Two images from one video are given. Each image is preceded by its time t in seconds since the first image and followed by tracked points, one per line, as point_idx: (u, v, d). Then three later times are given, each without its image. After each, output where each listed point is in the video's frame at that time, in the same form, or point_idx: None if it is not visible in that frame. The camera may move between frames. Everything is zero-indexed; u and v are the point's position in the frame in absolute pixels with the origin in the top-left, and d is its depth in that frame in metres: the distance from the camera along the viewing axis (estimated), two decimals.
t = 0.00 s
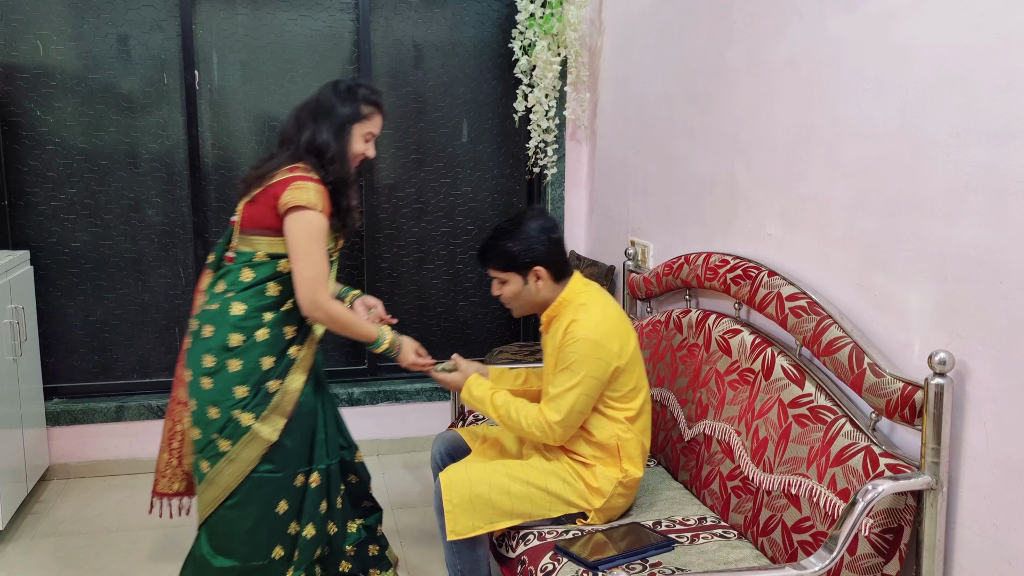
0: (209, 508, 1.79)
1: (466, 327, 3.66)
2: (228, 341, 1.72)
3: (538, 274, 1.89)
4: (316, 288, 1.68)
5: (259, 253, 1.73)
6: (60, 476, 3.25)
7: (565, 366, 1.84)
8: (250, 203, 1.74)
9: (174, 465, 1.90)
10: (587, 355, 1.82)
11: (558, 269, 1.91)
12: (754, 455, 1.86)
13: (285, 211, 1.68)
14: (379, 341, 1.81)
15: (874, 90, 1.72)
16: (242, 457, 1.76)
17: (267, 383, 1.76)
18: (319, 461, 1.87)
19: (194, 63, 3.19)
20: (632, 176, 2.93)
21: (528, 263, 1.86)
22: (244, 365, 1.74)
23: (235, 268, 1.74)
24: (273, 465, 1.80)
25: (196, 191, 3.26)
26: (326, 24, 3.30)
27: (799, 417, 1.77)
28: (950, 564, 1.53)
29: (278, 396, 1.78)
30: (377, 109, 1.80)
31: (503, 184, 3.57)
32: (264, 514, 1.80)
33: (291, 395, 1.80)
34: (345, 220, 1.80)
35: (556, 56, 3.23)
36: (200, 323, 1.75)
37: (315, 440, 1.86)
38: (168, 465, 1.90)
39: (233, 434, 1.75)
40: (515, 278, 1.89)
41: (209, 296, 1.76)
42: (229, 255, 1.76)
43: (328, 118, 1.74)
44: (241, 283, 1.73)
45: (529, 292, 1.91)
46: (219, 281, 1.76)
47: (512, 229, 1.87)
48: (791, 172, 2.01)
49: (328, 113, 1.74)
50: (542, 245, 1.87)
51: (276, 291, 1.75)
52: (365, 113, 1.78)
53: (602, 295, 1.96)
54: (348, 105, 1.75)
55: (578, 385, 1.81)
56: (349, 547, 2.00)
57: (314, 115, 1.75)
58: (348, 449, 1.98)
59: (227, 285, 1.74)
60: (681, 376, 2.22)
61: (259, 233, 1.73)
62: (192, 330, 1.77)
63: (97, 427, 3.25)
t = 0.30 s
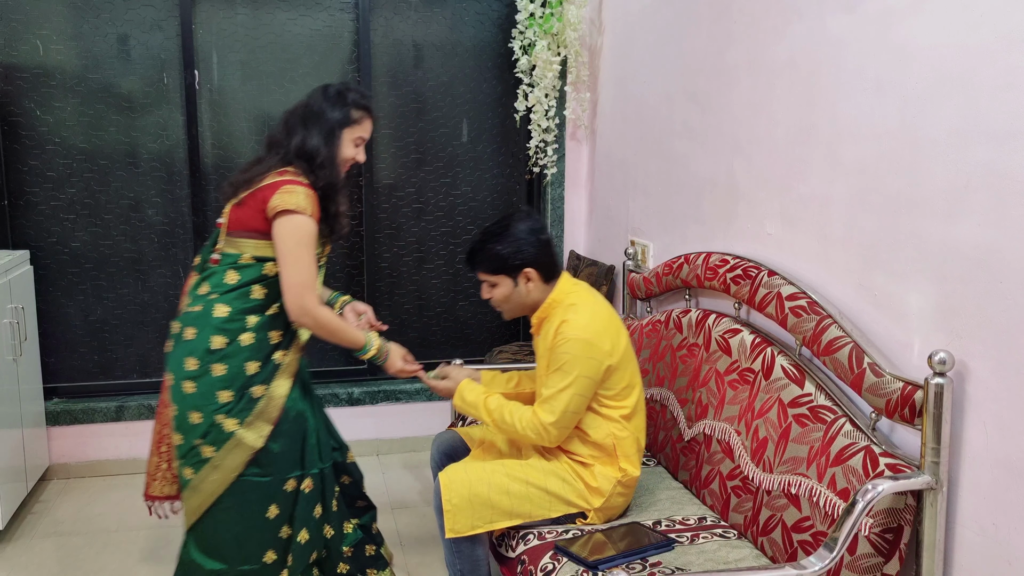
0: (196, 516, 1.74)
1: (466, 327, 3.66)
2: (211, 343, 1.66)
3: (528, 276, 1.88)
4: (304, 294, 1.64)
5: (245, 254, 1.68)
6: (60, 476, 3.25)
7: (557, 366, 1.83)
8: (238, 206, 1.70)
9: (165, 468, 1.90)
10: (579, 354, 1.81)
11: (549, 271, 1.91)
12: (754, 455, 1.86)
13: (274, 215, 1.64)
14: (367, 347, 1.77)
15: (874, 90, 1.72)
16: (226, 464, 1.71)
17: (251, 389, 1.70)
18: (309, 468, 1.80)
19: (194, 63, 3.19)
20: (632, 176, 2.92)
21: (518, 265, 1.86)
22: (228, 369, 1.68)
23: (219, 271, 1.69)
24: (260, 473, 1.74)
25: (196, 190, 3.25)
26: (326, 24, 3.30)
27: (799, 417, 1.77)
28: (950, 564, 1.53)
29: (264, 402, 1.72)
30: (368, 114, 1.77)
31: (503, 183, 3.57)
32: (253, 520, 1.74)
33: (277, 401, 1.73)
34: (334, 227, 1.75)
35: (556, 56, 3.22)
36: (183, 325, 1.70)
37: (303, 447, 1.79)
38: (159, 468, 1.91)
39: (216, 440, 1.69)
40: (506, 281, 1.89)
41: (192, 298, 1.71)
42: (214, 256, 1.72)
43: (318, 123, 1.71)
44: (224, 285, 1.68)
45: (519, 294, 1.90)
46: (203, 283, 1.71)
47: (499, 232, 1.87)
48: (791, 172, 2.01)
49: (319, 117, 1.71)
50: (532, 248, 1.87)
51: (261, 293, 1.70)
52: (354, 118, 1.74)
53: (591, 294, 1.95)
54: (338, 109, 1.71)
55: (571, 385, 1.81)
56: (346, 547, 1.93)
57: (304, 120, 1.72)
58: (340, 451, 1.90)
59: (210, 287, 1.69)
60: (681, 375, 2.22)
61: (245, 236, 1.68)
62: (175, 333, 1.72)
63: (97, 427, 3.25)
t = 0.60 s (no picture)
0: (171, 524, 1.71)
1: (466, 327, 3.66)
2: (185, 347, 1.64)
3: (510, 281, 1.85)
4: (286, 301, 1.62)
5: (222, 257, 1.67)
6: (60, 476, 3.24)
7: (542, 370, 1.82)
8: (219, 211, 1.68)
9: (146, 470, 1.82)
10: (563, 356, 1.81)
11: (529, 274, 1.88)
12: (754, 455, 1.86)
13: (257, 220, 1.63)
14: (348, 357, 1.75)
15: (874, 89, 1.72)
16: (200, 472, 1.67)
17: (226, 395, 1.67)
18: (287, 476, 1.76)
19: (194, 63, 3.19)
20: (632, 176, 2.92)
21: (500, 271, 1.82)
22: (202, 374, 1.65)
23: (196, 273, 1.67)
24: (235, 480, 1.71)
25: (196, 190, 3.25)
26: (326, 24, 3.30)
27: (799, 417, 1.76)
28: (950, 564, 1.53)
29: (239, 409, 1.69)
30: (355, 122, 1.78)
31: (503, 183, 3.57)
32: (236, 525, 1.72)
33: (252, 409, 1.70)
34: (315, 235, 1.76)
35: (556, 56, 3.22)
36: (156, 329, 1.67)
37: (280, 454, 1.75)
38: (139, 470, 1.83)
39: (189, 446, 1.66)
40: (488, 288, 1.85)
41: (167, 300, 1.69)
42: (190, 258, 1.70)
43: (304, 131, 1.71)
44: (200, 287, 1.66)
45: (502, 300, 1.87)
46: (178, 285, 1.69)
47: (478, 238, 1.84)
48: (791, 172, 2.01)
49: (305, 124, 1.72)
50: (512, 254, 1.83)
51: (238, 297, 1.67)
52: (343, 125, 1.75)
53: (571, 294, 1.94)
54: (326, 116, 1.72)
55: (557, 387, 1.80)
56: (342, 548, 1.91)
57: (290, 127, 1.72)
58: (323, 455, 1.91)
59: (185, 289, 1.67)
60: (681, 375, 2.22)
61: (226, 240, 1.67)
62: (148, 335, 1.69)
63: (97, 426, 3.25)
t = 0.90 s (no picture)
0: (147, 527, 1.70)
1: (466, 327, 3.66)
2: (163, 346, 1.63)
3: (488, 290, 1.84)
4: (269, 306, 1.62)
5: (205, 258, 1.67)
6: (59, 476, 3.24)
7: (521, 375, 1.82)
8: (206, 211, 1.69)
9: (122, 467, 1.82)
10: (541, 360, 1.80)
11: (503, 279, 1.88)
12: (754, 455, 1.86)
13: (243, 222, 1.63)
14: (327, 365, 1.74)
15: (874, 89, 1.72)
16: (172, 475, 1.66)
17: (202, 397, 1.66)
18: (268, 479, 1.73)
19: (194, 63, 3.19)
20: (632, 176, 2.92)
21: (479, 280, 1.82)
22: (179, 375, 1.64)
23: (179, 272, 1.68)
24: (211, 483, 1.70)
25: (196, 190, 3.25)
26: (325, 24, 3.30)
27: (799, 417, 1.77)
28: (950, 564, 1.53)
29: (215, 411, 1.67)
30: (349, 129, 1.79)
31: (503, 183, 3.57)
32: (220, 530, 1.71)
33: (229, 412, 1.69)
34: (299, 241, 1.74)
35: (556, 56, 3.22)
36: (137, 327, 1.68)
37: (259, 458, 1.73)
38: (115, 466, 1.83)
39: (163, 448, 1.65)
40: (467, 298, 1.84)
41: (149, 299, 1.69)
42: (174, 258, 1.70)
43: (296, 134, 1.71)
44: (181, 287, 1.66)
45: (481, 309, 1.86)
46: (161, 284, 1.69)
47: (453, 248, 1.83)
48: (791, 172, 2.01)
49: (299, 127, 1.71)
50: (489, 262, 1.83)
51: (219, 299, 1.67)
52: (336, 132, 1.76)
53: (544, 297, 1.93)
54: (319, 121, 1.72)
55: (537, 391, 1.80)
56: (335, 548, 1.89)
57: (282, 129, 1.72)
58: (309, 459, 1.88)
59: (167, 289, 1.67)
60: (681, 375, 2.22)
61: (212, 240, 1.67)
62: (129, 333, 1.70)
63: (97, 427, 3.25)
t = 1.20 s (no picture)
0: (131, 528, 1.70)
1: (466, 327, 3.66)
2: (149, 344, 1.64)
3: (473, 294, 1.84)
4: (258, 307, 1.61)
5: (196, 257, 1.67)
6: (59, 476, 3.25)
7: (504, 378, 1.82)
8: (200, 211, 1.68)
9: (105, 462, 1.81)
10: (523, 361, 1.80)
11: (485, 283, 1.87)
12: (754, 455, 1.86)
13: (236, 222, 1.63)
14: (314, 369, 1.74)
15: (874, 90, 1.72)
16: (156, 475, 1.66)
17: (187, 397, 1.65)
18: (255, 480, 1.72)
19: (194, 63, 3.19)
20: (632, 176, 2.92)
21: (464, 286, 1.82)
22: (164, 373, 1.64)
23: (170, 271, 1.68)
24: (195, 483, 1.69)
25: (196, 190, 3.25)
26: (325, 24, 3.30)
27: (799, 417, 1.77)
28: (950, 564, 1.53)
29: (199, 411, 1.67)
30: (347, 133, 1.79)
31: (503, 183, 3.57)
32: (206, 531, 1.71)
33: (214, 412, 1.68)
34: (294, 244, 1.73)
35: (555, 56, 3.22)
36: (125, 324, 1.68)
37: (245, 460, 1.73)
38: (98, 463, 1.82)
39: (147, 447, 1.65)
40: (451, 304, 1.83)
41: (139, 296, 1.70)
42: (166, 257, 1.71)
43: (293, 137, 1.71)
44: (170, 286, 1.66)
45: (465, 314, 1.86)
46: (150, 281, 1.70)
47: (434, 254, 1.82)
48: (791, 172, 2.01)
49: (296, 130, 1.71)
50: (472, 268, 1.83)
51: (207, 299, 1.67)
52: (334, 135, 1.76)
53: (525, 298, 1.93)
54: (317, 124, 1.72)
55: (521, 393, 1.80)
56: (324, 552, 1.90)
57: (279, 131, 1.72)
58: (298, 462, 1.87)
59: (156, 286, 1.67)
60: (681, 375, 2.22)
61: (203, 240, 1.67)
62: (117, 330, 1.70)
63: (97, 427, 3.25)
